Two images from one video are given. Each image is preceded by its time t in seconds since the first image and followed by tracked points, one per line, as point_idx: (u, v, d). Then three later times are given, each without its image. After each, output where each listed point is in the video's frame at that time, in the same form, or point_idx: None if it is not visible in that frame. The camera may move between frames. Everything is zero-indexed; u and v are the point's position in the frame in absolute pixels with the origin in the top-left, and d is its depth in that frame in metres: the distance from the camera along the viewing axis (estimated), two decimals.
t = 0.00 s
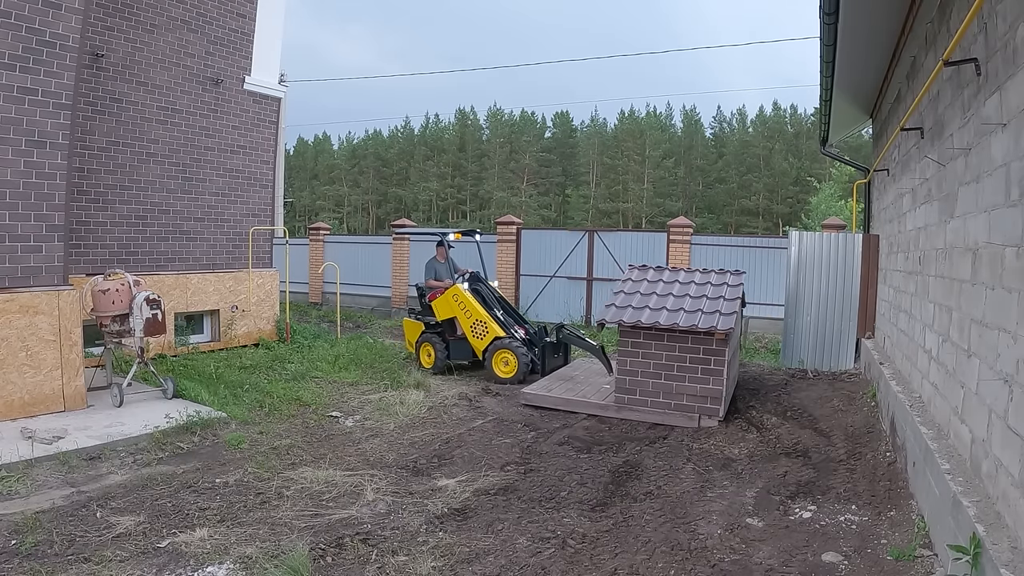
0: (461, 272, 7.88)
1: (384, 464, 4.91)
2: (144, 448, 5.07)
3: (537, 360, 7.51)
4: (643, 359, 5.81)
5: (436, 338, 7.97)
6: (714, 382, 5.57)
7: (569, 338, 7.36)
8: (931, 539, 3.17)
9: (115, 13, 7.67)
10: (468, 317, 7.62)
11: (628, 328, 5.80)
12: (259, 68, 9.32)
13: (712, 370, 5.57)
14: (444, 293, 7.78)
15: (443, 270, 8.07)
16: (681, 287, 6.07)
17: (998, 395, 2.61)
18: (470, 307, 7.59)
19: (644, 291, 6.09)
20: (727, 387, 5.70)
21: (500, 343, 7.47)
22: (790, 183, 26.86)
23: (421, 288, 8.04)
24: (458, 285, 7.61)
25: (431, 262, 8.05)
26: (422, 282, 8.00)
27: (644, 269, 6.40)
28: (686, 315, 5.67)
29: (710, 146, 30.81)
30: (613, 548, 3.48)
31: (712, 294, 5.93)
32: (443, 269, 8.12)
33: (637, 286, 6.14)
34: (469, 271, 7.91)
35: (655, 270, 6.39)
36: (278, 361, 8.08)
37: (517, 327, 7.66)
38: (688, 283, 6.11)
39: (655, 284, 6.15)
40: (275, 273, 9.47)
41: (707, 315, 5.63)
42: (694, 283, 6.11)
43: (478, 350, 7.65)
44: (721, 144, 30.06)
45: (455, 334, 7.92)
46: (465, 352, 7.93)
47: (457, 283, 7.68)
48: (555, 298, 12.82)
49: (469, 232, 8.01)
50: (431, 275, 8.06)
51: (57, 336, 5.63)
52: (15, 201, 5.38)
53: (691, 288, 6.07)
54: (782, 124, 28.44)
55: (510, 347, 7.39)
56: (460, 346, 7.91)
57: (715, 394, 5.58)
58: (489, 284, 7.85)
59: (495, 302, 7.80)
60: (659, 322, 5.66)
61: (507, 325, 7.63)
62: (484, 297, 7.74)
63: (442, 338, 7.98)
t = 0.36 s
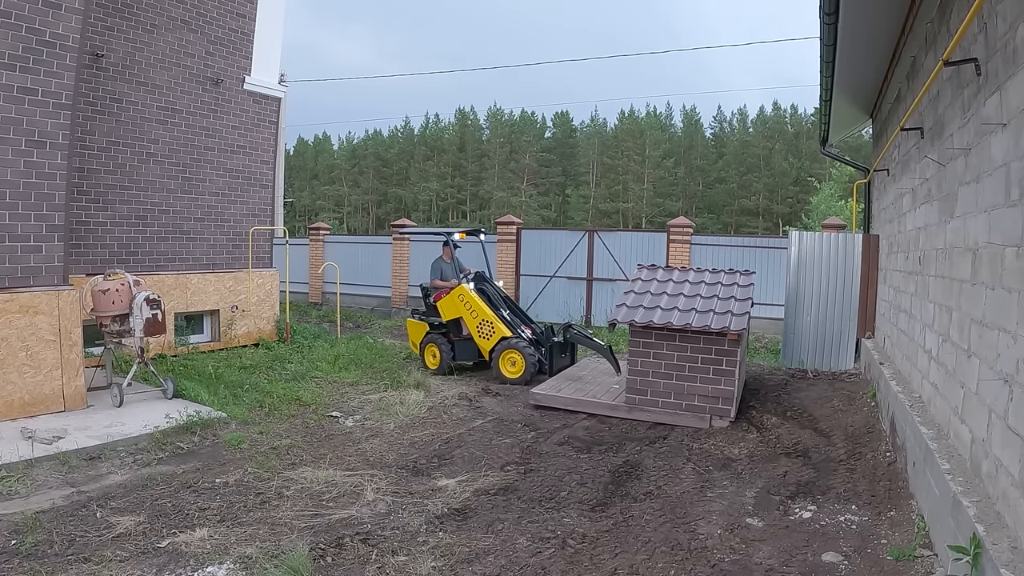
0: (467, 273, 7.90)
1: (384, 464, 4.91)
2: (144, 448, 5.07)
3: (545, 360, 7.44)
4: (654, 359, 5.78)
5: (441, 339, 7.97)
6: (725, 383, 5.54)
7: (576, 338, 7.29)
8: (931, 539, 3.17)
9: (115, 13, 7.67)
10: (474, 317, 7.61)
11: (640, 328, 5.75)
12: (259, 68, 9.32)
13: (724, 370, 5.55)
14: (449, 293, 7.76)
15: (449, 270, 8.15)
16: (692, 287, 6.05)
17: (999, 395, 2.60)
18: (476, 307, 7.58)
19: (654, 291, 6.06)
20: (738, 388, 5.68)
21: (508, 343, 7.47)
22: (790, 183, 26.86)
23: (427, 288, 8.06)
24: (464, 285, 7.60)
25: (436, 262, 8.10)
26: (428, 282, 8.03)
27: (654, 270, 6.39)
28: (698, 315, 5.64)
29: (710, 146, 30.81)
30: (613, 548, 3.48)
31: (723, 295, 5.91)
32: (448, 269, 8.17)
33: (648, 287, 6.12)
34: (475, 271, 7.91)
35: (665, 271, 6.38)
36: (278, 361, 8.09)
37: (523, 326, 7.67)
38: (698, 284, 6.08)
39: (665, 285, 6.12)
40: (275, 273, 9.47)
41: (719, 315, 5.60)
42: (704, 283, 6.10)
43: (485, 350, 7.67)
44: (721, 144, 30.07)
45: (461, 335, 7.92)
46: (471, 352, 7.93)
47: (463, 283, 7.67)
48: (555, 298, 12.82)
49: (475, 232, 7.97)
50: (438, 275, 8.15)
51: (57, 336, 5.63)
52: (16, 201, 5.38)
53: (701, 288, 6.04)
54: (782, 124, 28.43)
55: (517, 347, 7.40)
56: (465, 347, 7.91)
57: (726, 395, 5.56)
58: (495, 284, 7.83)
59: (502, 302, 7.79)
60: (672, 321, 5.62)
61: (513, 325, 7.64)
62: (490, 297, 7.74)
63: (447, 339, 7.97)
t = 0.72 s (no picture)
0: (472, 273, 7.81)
1: (384, 464, 4.91)
2: (144, 448, 5.07)
3: (553, 361, 7.45)
4: (666, 359, 5.73)
5: (446, 340, 7.95)
6: (738, 383, 5.51)
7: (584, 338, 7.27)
8: (931, 539, 3.17)
9: (115, 13, 7.67)
10: (481, 318, 7.58)
11: (651, 328, 5.72)
12: (259, 68, 9.32)
13: (736, 371, 5.51)
14: (456, 294, 7.71)
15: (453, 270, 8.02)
16: (702, 287, 6.03)
17: (998, 395, 2.61)
18: (483, 308, 7.53)
19: (665, 292, 6.03)
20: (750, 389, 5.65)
21: (515, 344, 7.41)
22: (790, 183, 26.86)
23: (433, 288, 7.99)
24: (471, 285, 7.55)
25: (441, 261, 7.98)
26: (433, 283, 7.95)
27: (663, 271, 6.37)
28: (710, 315, 5.61)
29: (710, 146, 30.82)
30: (613, 548, 3.48)
31: (734, 295, 5.89)
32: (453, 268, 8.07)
33: (658, 287, 6.09)
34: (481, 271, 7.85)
35: (674, 271, 6.36)
36: (278, 361, 8.09)
37: (531, 326, 7.62)
38: (709, 285, 6.06)
39: (675, 285, 6.09)
40: (275, 273, 9.47)
41: (732, 316, 5.57)
42: (714, 284, 6.09)
43: (492, 350, 7.64)
44: (721, 144, 30.08)
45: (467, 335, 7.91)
46: (477, 353, 7.88)
47: (469, 283, 7.61)
48: (554, 298, 12.83)
49: (482, 232, 7.94)
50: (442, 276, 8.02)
51: (57, 336, 5.63)
52: (16, 201, 5.38)
53: (712, 289, 6.02)
54: (782, 124, 28.44)
55: (525, 347, 7.35)
56: (472, 348, 7.87)
57: (739, 395, 5.53)
58: (503, 284, 7.76)
59: (509, 302, 7.71)
60: (684, 322, 5.58)
61: (521, 326, 7.57)
62: (496, 297, 7.66)
63: (453, 340, 7.96)
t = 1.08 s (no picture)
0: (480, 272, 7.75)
1: (384, 464, 4.91)
2: (144, 448, 5.07)
3: (563, 361, 7.41)
4: (680, 360, 5.69)
5: (454, 340, 7.93)
6: (752, 384, 5.47)
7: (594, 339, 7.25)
8: (932, 539, 3.17)
9: (115, 13, 7.67)
10: (490, 318, 7.54)
11: (665, 329, 5.68)
12: (259, 68, 9.33)
13: (751, 371, 5.47)
14: (464, 294, 7.67)
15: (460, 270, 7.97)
16: (715, 287, 6.01)
17: (999, 395, 2.60)
18: (492, 309, 7.50)
19: (677, 292, 6.00)
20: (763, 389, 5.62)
21: (525, 345, 7.37)
22: (790, 183, 26.87)
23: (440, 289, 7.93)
24: (479, 286, 7.51)
25: (448, 261, 7.92)
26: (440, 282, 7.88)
27: (675, 271, 6.35)
28: (724, 316, 5.58)
29: (710, 146, 30.83)
30: (613, 548, 3.48)
31: (747, 295, 5.88)
32: (459, 267, 8.00)
33: (671, 287, 6.07)
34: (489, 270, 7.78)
35: (686, 271, 6.33)
36: (278, 361, 8.09)
37: (540, 327, 7.57)
38: (721, 285, 6.03)
39: (688, 286, 6.06)
40: (275, 273, 9.47)
41: (746, 316, 5.55)
42: (727, 284, 6.07)
43: (501, 351, 7.60)
44: (721, 144, 30.09)
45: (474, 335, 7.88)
46: (485, 354, 7.88)
47: (477, 283, 7.56)
48: (554, 298, 12.84)
49: (489, 230, 7.88)
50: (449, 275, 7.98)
51: (57, 336, 5.63)
52: (16, 201, 5.38)
53: (724, 289, 5.99)
54: (782, 124, 28.44)
55: (533, 348, 7.30)
56: (479, 348, 7.86)
57: (753, 396, 5.49)
58: (511, 283, 7.69)
59: (519, 302, 7.65)
60: (699, 322, 5.55)
61: (530, 326, 7.53)
62: (505, 297, 7.61)
63: (460, 341, 7.93)
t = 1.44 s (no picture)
0: (490, 272, 7.66)
1: (384, 464, 4.91)
2: (144, 448, 5.07)
3: (573, 364, 7.27)
4: (695, 362, 5.65)
5: (462, 341, 7.86)
6: (768, 384, 5.44)
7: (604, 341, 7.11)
8: (932, 539, 3.17)
9: (115, 13, 7.67)
10: (500, 320, 7.46)
11: (680, 330, 5.63)
12: (259, 68, 9.33)
13: (766, 372, 5.44)
14: (473, 294, 7.58)
15: (468, 268, 8.01)
16: (728, 287, 5.98)
17: (999, 395, 2.60)
18: (502, 310, 7.41)
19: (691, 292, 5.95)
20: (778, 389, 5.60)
21: (536, 347, 7.28)
22: (790, 183, 26.86)
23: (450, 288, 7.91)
24: (488, 286, 7.43)
25: (457, 260, 7.93)
26: (449, 282, 7.87)
27: (686, 271, 6.31)
28: (740, 316, 5.54)
29: (710, 146, 30.83)
30: (613, 548, 3.48)
31: (761, 295, 5.85)
32: (469, 266, 8.00)
33: (683, 288, 6.02)
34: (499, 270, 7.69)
35: (697, 271, 6.30)
36: (278, 361, 8.09)
37: (551, 328, 7.41)
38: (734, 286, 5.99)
39: (700, 285, 6.02)
40: (275, 273, 9.47)
41: (762, 316, 5.51)
42: (738, 284, 6.04)
43: (511, 352, 7.50)
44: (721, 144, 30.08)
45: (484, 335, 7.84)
46: (493, 354, 7.84)
47: (487, 284, 7.46)
48: (553, 297, 12.84)
49: (498, 229, 7.88)
50: (458, 274, 7.96)
51: (57, 336, 5.63)
52: (16, 201, 5.38)
53: (737, 290, 5.95)
54: (782, 124, 28.44)
55: (543, 349, 7.23)
56: (487, 349, 7.81)
57: (769, 397, 5.46)
58: (520, 283, 7.58)
59: (529, 303, 7.52)
60: (714, 322, 5.50)
61: (541, 327, 7.38)
62: (515, 298, 7.51)
63: (469, 342, 7.85)
